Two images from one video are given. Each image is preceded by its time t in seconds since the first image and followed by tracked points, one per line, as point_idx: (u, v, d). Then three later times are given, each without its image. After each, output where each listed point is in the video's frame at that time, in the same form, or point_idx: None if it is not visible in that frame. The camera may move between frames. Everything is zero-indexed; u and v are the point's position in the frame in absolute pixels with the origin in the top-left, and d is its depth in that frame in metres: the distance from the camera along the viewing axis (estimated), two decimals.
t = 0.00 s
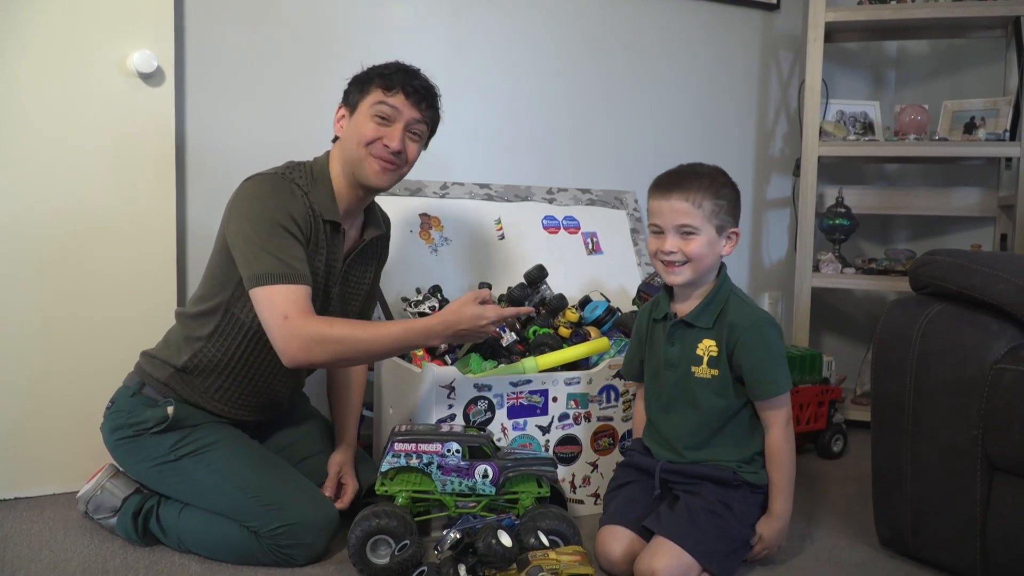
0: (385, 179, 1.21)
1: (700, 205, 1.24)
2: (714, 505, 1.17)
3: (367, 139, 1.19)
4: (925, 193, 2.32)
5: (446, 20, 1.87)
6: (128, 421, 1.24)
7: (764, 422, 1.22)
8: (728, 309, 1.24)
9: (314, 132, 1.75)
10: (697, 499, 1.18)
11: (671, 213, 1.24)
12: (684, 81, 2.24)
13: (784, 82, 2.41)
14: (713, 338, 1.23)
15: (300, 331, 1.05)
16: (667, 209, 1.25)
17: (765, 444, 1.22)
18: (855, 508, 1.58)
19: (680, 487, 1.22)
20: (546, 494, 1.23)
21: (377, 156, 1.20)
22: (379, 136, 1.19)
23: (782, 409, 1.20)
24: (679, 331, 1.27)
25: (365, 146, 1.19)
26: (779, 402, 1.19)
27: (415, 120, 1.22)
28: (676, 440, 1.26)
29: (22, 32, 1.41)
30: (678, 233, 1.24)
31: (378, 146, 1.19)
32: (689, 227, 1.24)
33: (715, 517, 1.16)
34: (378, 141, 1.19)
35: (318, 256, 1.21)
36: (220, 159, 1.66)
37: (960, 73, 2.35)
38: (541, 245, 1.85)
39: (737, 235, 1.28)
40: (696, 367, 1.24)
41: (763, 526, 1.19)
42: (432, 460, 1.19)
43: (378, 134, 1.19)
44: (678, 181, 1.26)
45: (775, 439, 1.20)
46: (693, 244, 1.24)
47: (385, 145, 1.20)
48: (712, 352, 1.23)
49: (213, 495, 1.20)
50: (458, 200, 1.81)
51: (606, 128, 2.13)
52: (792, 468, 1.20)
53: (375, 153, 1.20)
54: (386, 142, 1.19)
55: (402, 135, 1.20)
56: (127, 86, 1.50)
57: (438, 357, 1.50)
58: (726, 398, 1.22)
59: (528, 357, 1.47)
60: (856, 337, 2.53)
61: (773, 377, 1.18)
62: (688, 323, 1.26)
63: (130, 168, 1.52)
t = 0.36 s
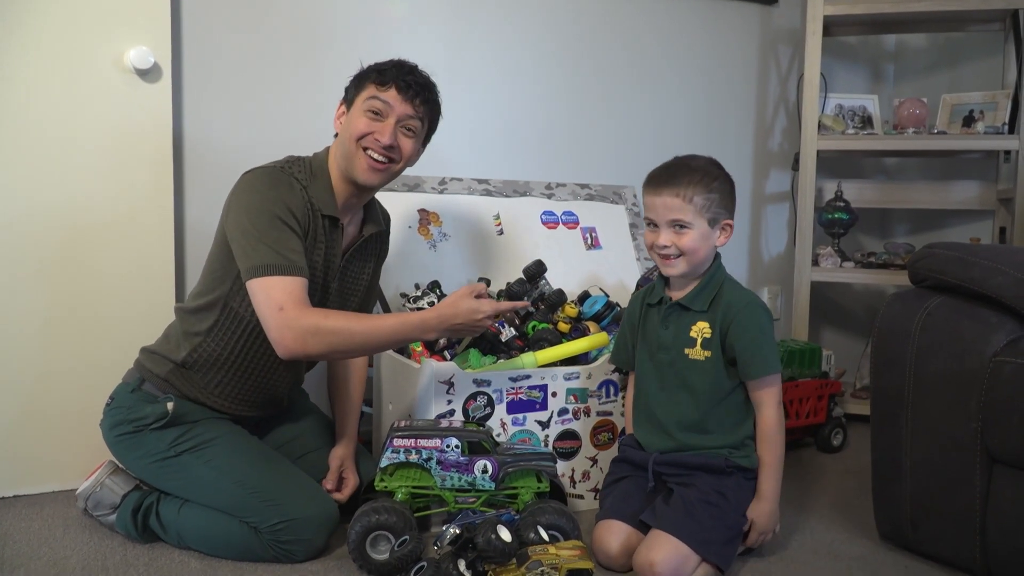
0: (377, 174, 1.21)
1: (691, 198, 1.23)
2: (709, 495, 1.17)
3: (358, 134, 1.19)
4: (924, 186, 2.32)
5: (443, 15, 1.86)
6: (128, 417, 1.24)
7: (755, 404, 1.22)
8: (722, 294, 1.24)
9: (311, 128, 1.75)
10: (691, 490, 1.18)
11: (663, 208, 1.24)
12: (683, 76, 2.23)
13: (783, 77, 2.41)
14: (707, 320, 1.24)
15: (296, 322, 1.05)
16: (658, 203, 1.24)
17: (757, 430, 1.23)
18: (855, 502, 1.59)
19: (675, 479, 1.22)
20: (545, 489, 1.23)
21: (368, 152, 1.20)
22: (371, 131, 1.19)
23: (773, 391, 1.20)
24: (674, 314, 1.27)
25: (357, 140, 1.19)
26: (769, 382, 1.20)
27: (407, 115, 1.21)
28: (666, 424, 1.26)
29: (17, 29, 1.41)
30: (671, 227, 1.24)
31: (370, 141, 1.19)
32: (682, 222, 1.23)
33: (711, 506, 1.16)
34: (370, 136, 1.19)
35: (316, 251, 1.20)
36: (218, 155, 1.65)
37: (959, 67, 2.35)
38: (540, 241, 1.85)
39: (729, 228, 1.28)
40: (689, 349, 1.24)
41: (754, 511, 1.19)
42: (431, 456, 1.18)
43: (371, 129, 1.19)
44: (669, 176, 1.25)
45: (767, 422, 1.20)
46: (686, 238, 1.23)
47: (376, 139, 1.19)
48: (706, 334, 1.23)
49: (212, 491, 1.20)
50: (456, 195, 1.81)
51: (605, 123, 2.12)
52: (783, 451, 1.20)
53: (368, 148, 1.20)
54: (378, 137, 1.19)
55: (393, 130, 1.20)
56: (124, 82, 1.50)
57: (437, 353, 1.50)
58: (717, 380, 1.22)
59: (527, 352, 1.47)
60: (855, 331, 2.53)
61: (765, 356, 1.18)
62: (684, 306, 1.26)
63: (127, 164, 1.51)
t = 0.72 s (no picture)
0: (372, 169, 1.20)
1: (712, 191, 1.24)
2: (713, 476, 1.17)
3: (351, 128, 1.18)
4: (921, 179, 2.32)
5: (438, 9, 1.85)
6: (123, 415, 1.24)
7: (761, 392, 1.24)
8: (737, 287, 1.24)
9: (306, 123, 1.74)
10: (695, 472, 1.18)
11: (686, 200, 1.24)
12: (679, 70, 2.23)
13: (779, 70, 2.40)
14: (724, 311, 1.24)
15: (291, 318, 1.05)
16: (680, 195, 1.24)
17: (761, 415, 1.24)
18: (853, 495, 1.59)
19: (674, 465, 1.21)
20: (543, 484, 1.22)
21: (361, 146, 1.19)
22: (365, 124, 1.19)
23: (779, 376, 1.22)
24: (691, 305, 1.26)
25: (350, 134, 1.19)
26: (780, 369, 1.22)
27: (400, 108, 1.21)
28: (674, 418, 1.25)
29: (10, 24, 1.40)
30: (693, 219, 1.24)
31: (363, 135, 1.19)
32: (704, 214, 1.23)
33: (715, 487, 1.16)
34: (363, 129, 1.19)
35: (311, 246, 1.20)
36: (213, 150, 1.64)
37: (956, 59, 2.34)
38: (537, 235, 1.84)
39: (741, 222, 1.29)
40: (706, 339, 1.23)
41: (757, 494, 1.19)
42: (429, 451, 1.18)
43: (364, 122, 1.19)
44: (688, 169, 1.26)
45: (774, 406, 1.22)
46: (708, 230, 1.24)
47: (370, 133, 1.19)
48: (723, 324, 1.23)
49: (210, 488, 1.20)
50: (453, 190, 1.81)
51: (601, 117, 2.12)
52: (787, 436, 1.22)
53: (361, 142, 1.19)
54: (371, 130, 1.19)
55: (386, 124, 1.19)
56: (119, 78, 1.49)
57: (434, 348, 1.50)
58: (731, 371, 1.22)
59: (525, 347, 1.47)
60: (853, 324, 2.53)
61: (779, 347, 1.20)
62: (699, 298, 1.26)
63: (122, 160, 1.51)
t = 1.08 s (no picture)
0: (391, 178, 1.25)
1: (723, 186, 1.24)
2: (709, 485, 1.16)
3: (384, 145, 1.20)
4: (918, 175, 2.33)
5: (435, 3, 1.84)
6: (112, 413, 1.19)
7: (764, 393, 1.22)
8: (744, 285, 1.23)
9: (302, 118, 1.74)
10: (692, 481, 1.17)
11: (698, 194, 1.23)
12: (676, 65, 2.22)
13: (777, 65, 2.40)
14: (728, 310, 1.23)
15: (277, 301, 1.01)
16: (693, 189, 1.23)
17: (765, 421, 1.22)
18: (849, 490, 1.59)
19: (673, 469, 1.21)
20: (540, 481, 1.20)
21: (388, 160, 1.23)
22: (397, 141, 1.20)
23: (783, 383, 1.20)
24: (695, 302, 1.26)
25: (381, 149, 1.20)
26: (785, 375, 1.20)
27: (423, 122, 1.23)
28: (677, 418, 1.25)
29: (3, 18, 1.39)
30: (705, 214, 1.23)
31: (393, 149, 1.21)
32: (716, 208, 1.23)
33: (711, 498, 1.15)
34: (394, 146, 1.21)
35: (304, 239, 1.19)
36: (209, 146, 1.64)
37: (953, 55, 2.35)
38: (533, 231, 1.84)
39: (751, 217, 1.29)
40: (709, 339, 1.23)
41: (755, 505, 1.18)
42: (425, 447, 1.18)
43: (395, 140, 1.20)
44: (698, 164, 1.25)
45: (775, 415, 1.20)
46: (719, 225, 1.23)
47: (399, 149, 1.22)
48: (727, 325, 1.22)
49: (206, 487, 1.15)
50: (450, 185, 1.80)
51: (598, 112, 2.11)
52: (789, 444, 1.20)
53: (388, 155, 1.22)
54: (401, 146, 1.21)
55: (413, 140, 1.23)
56: (113, 72, 1.48)
57: (431, 344, 1.49)
58: (734, 371, 1.21)
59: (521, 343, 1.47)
60: (849, 319, 2.54)
61: (784, 349, 1.18)
62: (704, 296, 1.25)
63: (117, 156, 1.50)
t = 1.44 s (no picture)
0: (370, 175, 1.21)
1: (717, 180, 1.23)
2: (709, 485, 1.16)
3: (354, 135, 1.17)
4: (913, 171, 2.34)
5: None
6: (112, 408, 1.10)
7: (761, 392, 1.21)
8: (737, 282, 1.23)
9: (296, 116, 1.73)
10: (691, 480, 1.17)
11: (691, 189, 1.23)
12: (671, 61, 2.22)
13: (771, 60, 2.40)
14: (721, 308, 1.22)
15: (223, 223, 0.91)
16: (686, 184, 1.23)
17: (764, 419, 1.21)
18: (846, 486, 1.59)
19: (671, 468, 1.20)
20: (536, 481, 1.15)
21: (362, 153, 1.19)
22: (369, 133, 1.17)
23: (781, 381, 1.20)
24: (687, 300, 1.25)
25: (354, 141, 1.17)
26: (782, 374, 1.19)
27: (405, 120, 1.19)
28: (674, 420, 1.24)
29: None
30: (697, 210, 1.23)
31: (366, 143, 1.18)
32: (708, 204, 1.23)
33: (710, 497, 1.15)
34: (366, 138, 1.17)
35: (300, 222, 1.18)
36: (203, 143, 1.62)
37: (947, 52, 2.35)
38: (529, 228, 1.84)
39: (745, 212, 1.28)
40: (702, 338, 1.22)
41: (754, 506, 1.17)
42: (421, 446, 1.16)
43: (368, 131, 1.17)
44: (692, 158, 1.25)
45: (773, 414, 1.20)
46: (712, 220, 1.23)
47: (372, 143, 1.18)
48: (720, 323, 1.22)
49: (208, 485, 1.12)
50: (445, 183, 1.79)
51: (593, 109, 2.11)
52: (787, 444, 1.20)
53: (363, 149, 1.18)
54: (374, 140, 1.17)
55: (389, 135, 1.18)
56: (106, 71, 1.47)
57: (426, 343, 1.47)
58: (729, 371, 1.21)
59: (516, 341, 1.48)
60: (844, 315, 2.54)
61: (779, 347, 1.18)
62: (696, 294, 1.24)
63: (109, 153, 1.48)
